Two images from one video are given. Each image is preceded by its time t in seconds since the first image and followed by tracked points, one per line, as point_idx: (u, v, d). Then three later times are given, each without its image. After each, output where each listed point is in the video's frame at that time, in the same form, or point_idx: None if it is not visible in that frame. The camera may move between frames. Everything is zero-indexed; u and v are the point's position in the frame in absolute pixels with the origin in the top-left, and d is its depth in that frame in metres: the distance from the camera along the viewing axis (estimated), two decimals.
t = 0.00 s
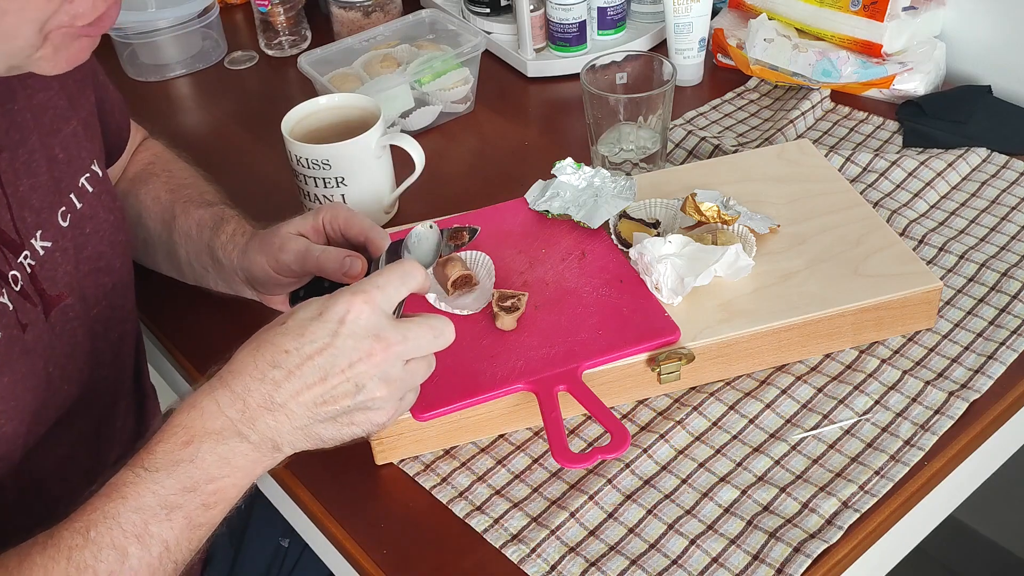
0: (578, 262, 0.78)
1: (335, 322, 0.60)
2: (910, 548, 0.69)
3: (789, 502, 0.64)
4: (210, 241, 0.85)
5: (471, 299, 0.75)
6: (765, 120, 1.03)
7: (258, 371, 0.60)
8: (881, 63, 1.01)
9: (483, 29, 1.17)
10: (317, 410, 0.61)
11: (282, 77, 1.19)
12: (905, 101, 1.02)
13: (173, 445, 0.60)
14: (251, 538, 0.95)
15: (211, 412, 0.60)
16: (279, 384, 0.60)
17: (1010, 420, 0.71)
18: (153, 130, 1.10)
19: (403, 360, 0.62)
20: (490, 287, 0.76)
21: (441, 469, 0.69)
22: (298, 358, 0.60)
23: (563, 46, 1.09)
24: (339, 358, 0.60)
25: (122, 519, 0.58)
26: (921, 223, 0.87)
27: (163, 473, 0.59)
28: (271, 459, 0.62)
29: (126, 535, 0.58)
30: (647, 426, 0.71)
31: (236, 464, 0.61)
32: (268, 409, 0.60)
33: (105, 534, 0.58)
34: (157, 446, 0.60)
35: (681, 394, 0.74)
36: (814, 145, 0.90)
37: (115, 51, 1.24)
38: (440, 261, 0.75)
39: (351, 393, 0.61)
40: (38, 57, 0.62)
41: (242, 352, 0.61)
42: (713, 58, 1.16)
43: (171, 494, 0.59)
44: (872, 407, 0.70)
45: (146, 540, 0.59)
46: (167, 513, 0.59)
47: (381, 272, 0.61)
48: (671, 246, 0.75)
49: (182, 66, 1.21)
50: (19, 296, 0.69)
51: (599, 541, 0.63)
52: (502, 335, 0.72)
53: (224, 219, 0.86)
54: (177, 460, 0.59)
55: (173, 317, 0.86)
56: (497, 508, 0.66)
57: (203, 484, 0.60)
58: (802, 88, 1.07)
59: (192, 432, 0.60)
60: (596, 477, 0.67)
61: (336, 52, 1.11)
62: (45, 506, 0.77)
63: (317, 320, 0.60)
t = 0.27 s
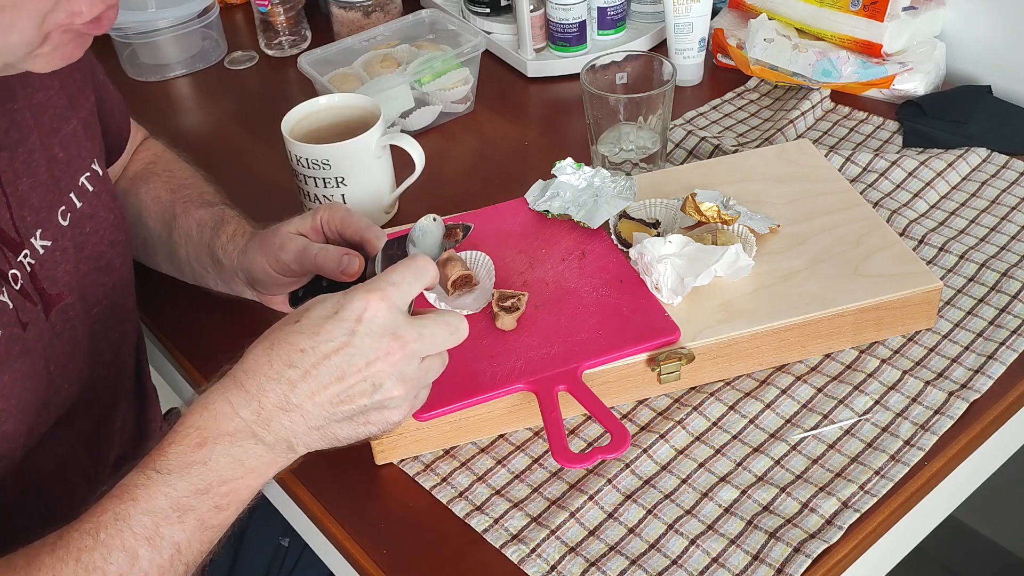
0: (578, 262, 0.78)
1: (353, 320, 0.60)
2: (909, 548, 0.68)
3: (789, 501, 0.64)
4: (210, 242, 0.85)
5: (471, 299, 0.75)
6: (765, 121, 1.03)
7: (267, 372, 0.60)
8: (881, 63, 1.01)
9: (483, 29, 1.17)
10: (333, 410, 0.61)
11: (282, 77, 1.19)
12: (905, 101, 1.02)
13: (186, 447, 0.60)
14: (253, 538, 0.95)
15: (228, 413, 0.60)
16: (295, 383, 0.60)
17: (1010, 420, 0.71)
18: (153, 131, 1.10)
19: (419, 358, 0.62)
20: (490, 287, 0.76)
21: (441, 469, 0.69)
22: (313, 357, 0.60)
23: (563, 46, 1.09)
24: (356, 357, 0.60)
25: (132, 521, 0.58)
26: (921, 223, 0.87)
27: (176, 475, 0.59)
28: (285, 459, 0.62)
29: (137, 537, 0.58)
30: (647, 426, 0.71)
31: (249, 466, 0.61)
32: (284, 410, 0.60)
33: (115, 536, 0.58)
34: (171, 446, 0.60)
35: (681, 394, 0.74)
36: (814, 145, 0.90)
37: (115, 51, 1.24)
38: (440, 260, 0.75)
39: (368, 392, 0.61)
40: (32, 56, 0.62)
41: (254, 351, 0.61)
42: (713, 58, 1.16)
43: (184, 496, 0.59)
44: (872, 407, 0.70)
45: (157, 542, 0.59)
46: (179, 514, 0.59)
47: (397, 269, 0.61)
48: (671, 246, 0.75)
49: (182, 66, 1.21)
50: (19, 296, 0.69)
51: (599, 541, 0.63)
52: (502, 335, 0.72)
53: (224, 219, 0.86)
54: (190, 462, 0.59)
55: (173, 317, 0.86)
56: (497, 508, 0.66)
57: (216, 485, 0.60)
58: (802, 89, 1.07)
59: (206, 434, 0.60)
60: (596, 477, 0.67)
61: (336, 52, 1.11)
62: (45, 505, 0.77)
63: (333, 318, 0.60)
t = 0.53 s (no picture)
0: (578, 262, 0.78)
1: (355, 317, 0.59)
2: (909, 548, 0.68)
3: (789, 502, 0.64)
4: (210, 242, 0.85)
5: (471, 299, 0.75)
6: (765, 120, 1.03)
7: (269, 371, 0.60)
8: (881, 63, 1.01)
9: (483, 29, 1.17)
10: (337, 409, 0.61)
11: (282, 77, 1.19)
12: (905, 101, 1.02)
13: (188, 445, 0.60)
14: (253, 537, 0.95)
15: (229, 412, 0.60)
16: (297, 382, 0.59)
17: (1010, 420, 0.71)
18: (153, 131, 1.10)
19: (425, 356, 0.62)
20: (490, 287, 0.76)
21: (441, 469, 0.69)
22: (316, 355, 0.59)
23: (563, 46, 1.09)
24: (359, 353, 0.59)
25: (133, 521, 0.59)
26: (920, 223, 0.87)
27: (177, 476, 0.59)
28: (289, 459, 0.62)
29: (138, 537, 0.58)
30: (647, 426, 0.71)
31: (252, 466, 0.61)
32: (286, 409, 0.60)
33: (116, 537, 0.58)
34: (172, 446, 0.60)
35: (681, 394, 0.74)
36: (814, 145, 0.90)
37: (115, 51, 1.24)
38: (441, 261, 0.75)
39: (372, 389, 0.61)
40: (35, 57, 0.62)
41: (256, 352, 0.61)
42: (713, 58, 1.16)
43: (186, 496, 0.59)
44: (872, 407, 0.70)
45: (158, 542, 0.59)
46: (180, 514, 0.59)
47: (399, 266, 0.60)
48: (671, 246, 0.75)
49: (182, 66, 1.21)
50: (17, 296, 0.69)
51: (599, 541, 0.63)
52: (502, 335, 0.72)
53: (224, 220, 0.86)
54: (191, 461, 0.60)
55: (173, 317, 0.86)
56: (497, 508, 0.66)
57: (218, 485, 0.60)
58: (802, 88, 1.07)
59: (207, 432, 0.60)
60: (596, 477, 0.67)
61: (336, 52, 1.11)
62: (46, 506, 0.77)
63: (335, 316, 0.59)
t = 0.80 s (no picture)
0: (578, 262, 0.78)
1: (299, 286, 0.57)
2: (909, 548, 0.68)
3: (789, 501, 0.64)
4: (209, 242, 0.84)
5: (471, 300, 0.75)
6: (765, 120, 1.03)
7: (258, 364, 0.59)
8: (881, 63, 1.01)
9: (483, 29, 1.17)
10: (326, 399, 0.59)
11: (282, 77, 1.19)
12: (905, 101, 1.03)
13: (168, 429, 0.60)
14: (252, 537, 0.95)
15: (205, 394, 0.59)
16: (259, 361, 0.58)
17: (1010, 420, 0.71)
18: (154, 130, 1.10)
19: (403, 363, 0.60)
20: (490, 287, 0.76)
21: (441, 469, 0.69)
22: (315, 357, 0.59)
23: (563, 46, 1.09)
24: (307, 321, 0.57)
25: (117, 506, 0.59)
26: (921, 223, 0.87)
27: (157, 460, 0.59)
28: (270, 442, 0.60)
29: (121, 522, 0.58)
30: (647, 426, 0.71)
31: (232, 452, 0.60)
32: (254, 389, 0.58)
33: (101, 523, 0.58)
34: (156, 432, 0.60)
35: (681, 394, 0.74)
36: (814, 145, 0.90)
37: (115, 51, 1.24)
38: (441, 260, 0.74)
39: (329, 355, 0.57)
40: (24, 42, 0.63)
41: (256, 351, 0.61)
42: (713, 58, 1.16)
43: (164, 479, 0.59)
44: (872, 407, 0.70)
45: (140, 529, 0.58)
46: (162, 500, 0.59)
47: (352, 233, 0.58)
48: (671, 246, 0.74)
49: (182, 66, 1.21)
50: (16, 296, 0.69)
51: (599, 541, 0.63)
52: (502, 335, 0.72)
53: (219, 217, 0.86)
54: (171, 445, 0.59)
55: (172, 315, 0.86)
56: (497, 508, 0.66)
57: (197, 469, 0.59)
58: (802, 89, 1.07)
59: (186, 415, 0.59)
60: (596, 477, 0.67)
61: (336, 52, 1.11)
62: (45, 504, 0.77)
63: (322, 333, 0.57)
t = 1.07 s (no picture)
0: (578, 262, 0.78)
1: (293, 362, 0.55)
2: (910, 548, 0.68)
3: (789, 501, 0.64)
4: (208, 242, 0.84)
5: (471, 300, 0.75)
6: (765, 120, 1.03)
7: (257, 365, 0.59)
8: (881, 63, 1.01)
9: (483, 29, 1.17)
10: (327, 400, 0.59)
11: (282, 77, 1.19)
12: (905, 101, 1.03)
13: (164, 481, 0.59)
14: (252, 535, 0.95)
15: (203, 447, 0.59)
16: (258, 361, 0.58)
17: (1011, 420, 0.71)
18: (154, 131, 1.10)
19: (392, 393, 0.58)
20: (490, 287, 0.76)
21: (441, 469, 0.69)
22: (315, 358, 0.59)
23: (563, 46, 1.09)
24: (301, 398, 0.56)
25: (110, 551, 0.59)
26: (921, 223, 0.87)
27: (153, 509, 0.59)
28: (264, 498, 0.60)
29: (113, 568, 0.58)
30: (647, 426, 0.71)
31: (227, 505, 0.60)
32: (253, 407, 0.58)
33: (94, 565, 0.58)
34: (151, 481, 0.60)
35: (681, 394, 0.74)
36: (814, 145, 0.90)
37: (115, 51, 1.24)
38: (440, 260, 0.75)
39: (321, 432, 0.57)
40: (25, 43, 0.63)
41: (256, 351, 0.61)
42: (713, 58, 1.16)
43: (159, 530, 0.59)
44: (872, 407, 0.70)
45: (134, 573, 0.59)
46: (154, 549, 0.59)
47: (353, 308, 0.55)
48: (671, 247, 0.74)
49: (182, 66, 1.21)
50: (11, 300, 0.68)
51: (599, 541, 0.63)
52: (502, 336, 0.72)
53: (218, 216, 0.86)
54: (167, 494, 0.59)
55: (169, 312, 0.87)
56: (497, 508, 0.66)
57: (192, 521, 0.59)
58: (802, 89, 1.07)
59: (182, 468, 0.59)
60: (596, 477, 0.67)
61: (336, 52, 1.10)
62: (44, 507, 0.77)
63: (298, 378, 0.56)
